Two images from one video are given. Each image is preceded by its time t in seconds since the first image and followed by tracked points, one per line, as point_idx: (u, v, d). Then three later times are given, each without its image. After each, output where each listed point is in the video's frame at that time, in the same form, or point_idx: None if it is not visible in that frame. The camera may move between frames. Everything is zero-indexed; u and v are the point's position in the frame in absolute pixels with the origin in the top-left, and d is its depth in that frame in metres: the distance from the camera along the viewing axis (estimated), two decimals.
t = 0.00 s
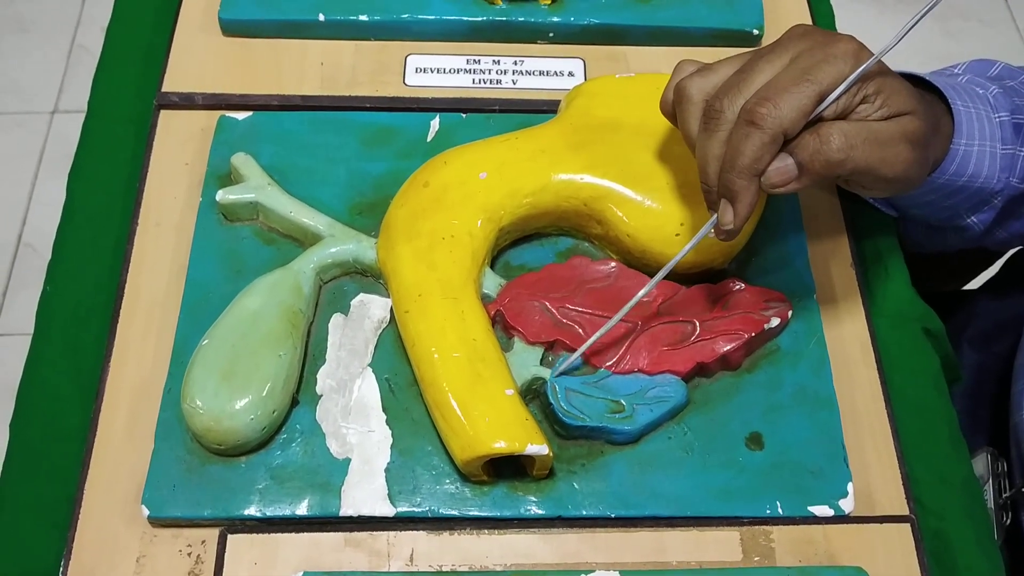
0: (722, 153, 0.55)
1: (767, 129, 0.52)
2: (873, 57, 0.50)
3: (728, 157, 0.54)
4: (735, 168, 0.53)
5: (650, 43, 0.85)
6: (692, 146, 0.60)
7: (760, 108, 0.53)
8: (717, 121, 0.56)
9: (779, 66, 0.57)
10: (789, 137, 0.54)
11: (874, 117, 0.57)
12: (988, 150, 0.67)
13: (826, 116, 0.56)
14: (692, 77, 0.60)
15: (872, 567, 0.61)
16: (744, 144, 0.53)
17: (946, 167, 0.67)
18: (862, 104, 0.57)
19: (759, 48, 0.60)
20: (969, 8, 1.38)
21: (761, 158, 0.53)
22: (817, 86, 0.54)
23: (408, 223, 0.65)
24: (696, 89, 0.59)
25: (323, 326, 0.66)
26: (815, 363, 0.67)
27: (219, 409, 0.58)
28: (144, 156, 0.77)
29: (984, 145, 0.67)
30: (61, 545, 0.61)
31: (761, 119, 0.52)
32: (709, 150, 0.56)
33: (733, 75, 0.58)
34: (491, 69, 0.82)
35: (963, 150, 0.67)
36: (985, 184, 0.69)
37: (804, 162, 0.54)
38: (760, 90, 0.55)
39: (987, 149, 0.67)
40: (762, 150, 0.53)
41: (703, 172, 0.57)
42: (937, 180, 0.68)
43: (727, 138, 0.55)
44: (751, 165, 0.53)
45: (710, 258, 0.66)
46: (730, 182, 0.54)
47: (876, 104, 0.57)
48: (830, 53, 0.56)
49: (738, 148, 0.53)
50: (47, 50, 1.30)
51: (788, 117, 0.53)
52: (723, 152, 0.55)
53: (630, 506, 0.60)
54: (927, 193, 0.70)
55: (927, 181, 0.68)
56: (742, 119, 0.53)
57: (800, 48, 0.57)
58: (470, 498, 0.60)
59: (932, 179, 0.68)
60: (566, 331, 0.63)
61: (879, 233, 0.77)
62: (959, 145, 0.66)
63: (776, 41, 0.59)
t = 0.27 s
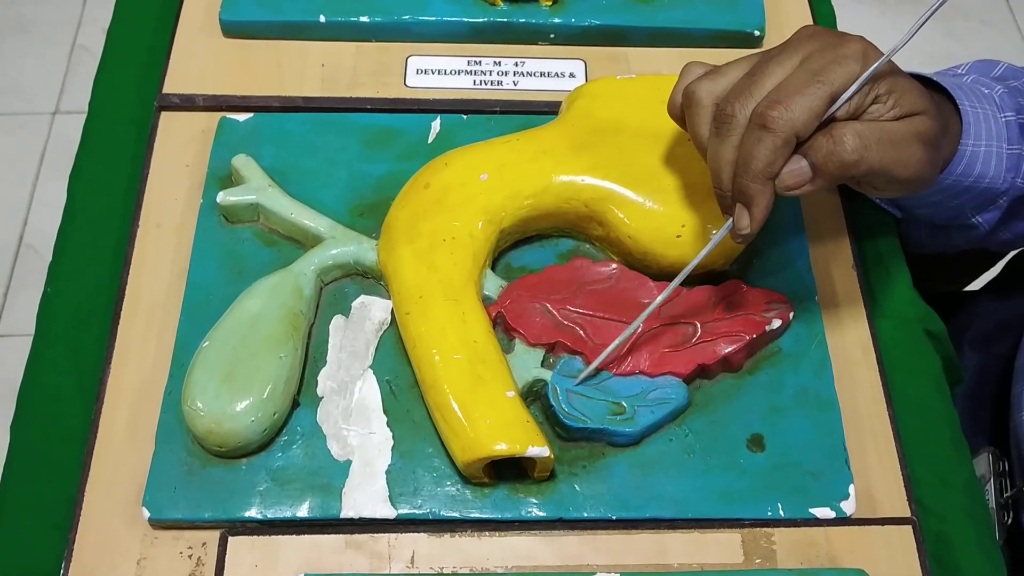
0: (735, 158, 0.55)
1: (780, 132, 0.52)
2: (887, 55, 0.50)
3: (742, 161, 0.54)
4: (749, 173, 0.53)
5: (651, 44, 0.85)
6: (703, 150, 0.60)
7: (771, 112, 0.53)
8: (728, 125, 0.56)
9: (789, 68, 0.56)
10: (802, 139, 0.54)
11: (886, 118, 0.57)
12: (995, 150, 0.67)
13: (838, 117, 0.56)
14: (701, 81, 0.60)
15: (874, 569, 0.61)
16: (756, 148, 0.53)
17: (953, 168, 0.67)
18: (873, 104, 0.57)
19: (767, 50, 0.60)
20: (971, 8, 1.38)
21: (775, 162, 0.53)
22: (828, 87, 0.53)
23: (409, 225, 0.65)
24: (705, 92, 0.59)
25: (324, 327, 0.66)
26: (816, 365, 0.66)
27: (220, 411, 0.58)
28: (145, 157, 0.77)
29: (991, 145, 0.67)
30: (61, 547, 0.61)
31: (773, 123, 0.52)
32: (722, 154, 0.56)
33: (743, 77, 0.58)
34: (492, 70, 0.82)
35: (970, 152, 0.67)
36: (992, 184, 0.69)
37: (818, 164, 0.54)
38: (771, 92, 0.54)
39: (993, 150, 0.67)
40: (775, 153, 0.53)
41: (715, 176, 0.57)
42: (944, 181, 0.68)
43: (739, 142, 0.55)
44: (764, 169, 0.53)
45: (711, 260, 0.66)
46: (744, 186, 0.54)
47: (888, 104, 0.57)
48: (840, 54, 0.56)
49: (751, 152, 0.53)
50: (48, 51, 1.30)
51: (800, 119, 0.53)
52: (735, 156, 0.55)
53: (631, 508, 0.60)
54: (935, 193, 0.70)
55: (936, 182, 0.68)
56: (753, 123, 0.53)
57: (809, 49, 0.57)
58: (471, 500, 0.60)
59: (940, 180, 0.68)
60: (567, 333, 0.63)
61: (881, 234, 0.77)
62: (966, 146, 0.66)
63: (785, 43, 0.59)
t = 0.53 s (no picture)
0: (747, 158, 0.55)
1: (792, 132, 0.52)
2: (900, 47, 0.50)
3: (755, 161, 0.54)
4: (763, 173, 0.53)
5: (651, 45, 0.85)
6: (714, 150, 0.60)
7: (782, 111, 0.53)
8: (740, 126, 0.56)
9: (799, 66, 0.56)
10: (814, 137, 0.54)
11: (899, 114, 0.56)
12: (1002, 148, 0.67)
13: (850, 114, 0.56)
14: (710, 81, 0.60)
15: (873, 571, 0.61)
16: (769, 148, 0.53)
17: (962, 165, 0.67)
18: (885, 100, 0.56)
19: (775, 48, 0.60)
20: (971, 9, 1.38)
21: (789, 162, 0.53)
22: (839, 84, 0.53)
23: (408, 227, 0.65)
24: (714, 93, 0.59)
25: (323, 329, 0.66)
26: (816, 366, 0.66)
27: (218, 413, 0.58)
28: (144, 159, 0.76)
29: (998, 143, 0.67)
30: (60, 549, 0.61)
31: (785, 122, 0.52)
32: (734, 154, 0.56)
33: (752, 77, 0.58)
34: (492, 71, 0.82)
35: (978, 149, 0.66)
36: (998, 182, 0.69)
37: (831, 161, 0.54)
38: (782, 92, 0.54)
39: (1000, 148, 0.67)
40: (789, 153, 0.53)
41: (729, 177, 0.57)
42: (952, 179, 0.68)
43: (751, 143, 0.55)
44: (779, 169, 0.53)
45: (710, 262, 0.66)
46: (759, 187, 0.54)
47: (900, 101, 0.56)
48: (850, 51, 0.55)
49: (764, 153, 0.53)
50: (49, 52, 1.30)
51: (812, 117, 0.53)
52: (748, 157, 0.55)
53: (630, 510, 0.60)
54: (942, 192, 0.70)
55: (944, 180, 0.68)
56: (765, 123, 0.53)
57: (818, 45, 0.57)
58: (470, 503, 0.60)
59: (947, 177, 0.68)
60: (566, 335, 0.63)
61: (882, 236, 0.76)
62: (974, 144, 0.66)
63: (792, 41, 0.59)
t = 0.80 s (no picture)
0: (756, 138, 0.55)
1: (799, 111, 0.53)
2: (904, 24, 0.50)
3: (764, 141, 0.54)
4: (772, 153, 0.54)
5: (651, 45, 0.85)
6: (722, 132, 0.60)
7: (789, 90, 0.53)
8: (748, 107, 0.55)
9: (807, 46, 0.56)
10: (823, 116, 0.54)
11: (907, 93, 0.56)
12: (1007, 139, 0.67)
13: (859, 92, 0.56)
14: (717, 63, 0.59)
15: (873, 570, 0.61)
16: (777, 128, 0.53)
17: (967, 152, 0.67)
18: (894, 79, 0.57)
19: (783, 30, 0.60)
20: (971, 8, 1.38)
21: (797, 140, 0.53)
22: (847, 61, 0.54)
23: (408, 227, 0.65)
24: (722, 74, 0.59)
25: (324, 329, 0.66)
26: (816, 366, 0.66)
27: (219, 413, 0.58)
28: (145, 159, 0.77)
29: (1004, 133, 0.67)
30: (61, 549, 0.61)
31: (792, 102, 0.53)
32: (743, 135, 0.56)
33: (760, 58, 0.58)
34: (492, 71, 0.82)
35: (984, 137, 0.66)
36: (1003, 172, 0.69)
37: (840, 140, 0.54)
38: (789, 71, 0.54)
39: (1005, 138, 0.67)
40: (796, 133, 0.53)
41: (738, 158, 0.57)
42: (956, 167, 0.68)
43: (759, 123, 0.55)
44: (787, 149, 0.54)
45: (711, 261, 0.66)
46: (769, 166, 0.55)
47: (909, 80, 0.57)
48: (858, 30, 0.56)
49: (772, 133, 0.54)
50: (49, 53, 1.30)
51: (819, 96, 0.53)
52: (757, 137, 0.55)
53: (630, 509, 0.60)
54: (945, 181, 0.70)
55: (949, 168, 0.68)
56: (772, 102, 0.53)
57: (827, 26, 0.57)
58: (471, 502, 0.60)
59: (953, 165, 0.68)
60: (567, 334, 0.63)
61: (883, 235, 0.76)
62: (980, 131, 0.66)
63: (801, 22, 0.59)
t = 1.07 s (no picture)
0: (771, 105, 0.56)
1: (813, 75, 0.53)
2: None
3: (779, 107, 0.55)
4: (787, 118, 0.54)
5: (652, 45, 0.85)
6: (736, 101, 0.60)
7: (803, 55, 0.53)
8: (761, 74, 0.56)
9: (820, 14, 0.57)
10: (838, 80, 0.54)
11: (922, 60, 0.57)
12: (1014, 124, 0.67)
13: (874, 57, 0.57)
14: (730, 33, 0.60)
15: (875, 567, 0.61)
16: (792, 94, 0.54)
17: (975, 134, 0.67)
18: (908, 46, 0.58)
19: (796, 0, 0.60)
20: (971, 8, 1.38)
21: (812, 104, 0.54)
22: (860, 26, 0.54)
23: (411, 226, 0.65)
24: (734, 44, 0.59)
25: (326, 328, 0.66)
26: (817, 364, 0.67)
27: (223, 411, 0.58)
28: (147, 159, 0.77)
29: (1011, 118, 0.67)
30: (64, 548, 0.61)
31: (805, 66, 0.53)
32: (758, 102, 0.56)
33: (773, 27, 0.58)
34: (494, 71, 0.82)
35: (992, 118, 0.66)
36: (1008, 159, 0.69)
37: (856, 104, 0.54)
38: (803, 37, 0.55)
39: (1012, 123, 0.67)
40: (811, 96, 0.53)
41: (754, 127, 0.57)
42: (963, 149, 0.68)
43: (774, 90, 0.55)
44: (802, 113, 0.54)
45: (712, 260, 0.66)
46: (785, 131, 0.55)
47: (923, 47, 0.58)
48: None
49: (787, 98, 0.54)
50: (50, 53, 1.30)
51: (833, 59, 0.53)
52: (772, 104, 0.56)
53: (632, 507, 0.60)
54: (951, 164, 0.69)
55: (955, 149, 0.68)
56: (785, 67, 0.54)
57: None
58: (473, 500, 0.60)
59: (960, 146, 0.67)
60: (569, 333, 0.63)
61: (884, 232, 0.77)
62: (988, 113, 0.66)
63: None
